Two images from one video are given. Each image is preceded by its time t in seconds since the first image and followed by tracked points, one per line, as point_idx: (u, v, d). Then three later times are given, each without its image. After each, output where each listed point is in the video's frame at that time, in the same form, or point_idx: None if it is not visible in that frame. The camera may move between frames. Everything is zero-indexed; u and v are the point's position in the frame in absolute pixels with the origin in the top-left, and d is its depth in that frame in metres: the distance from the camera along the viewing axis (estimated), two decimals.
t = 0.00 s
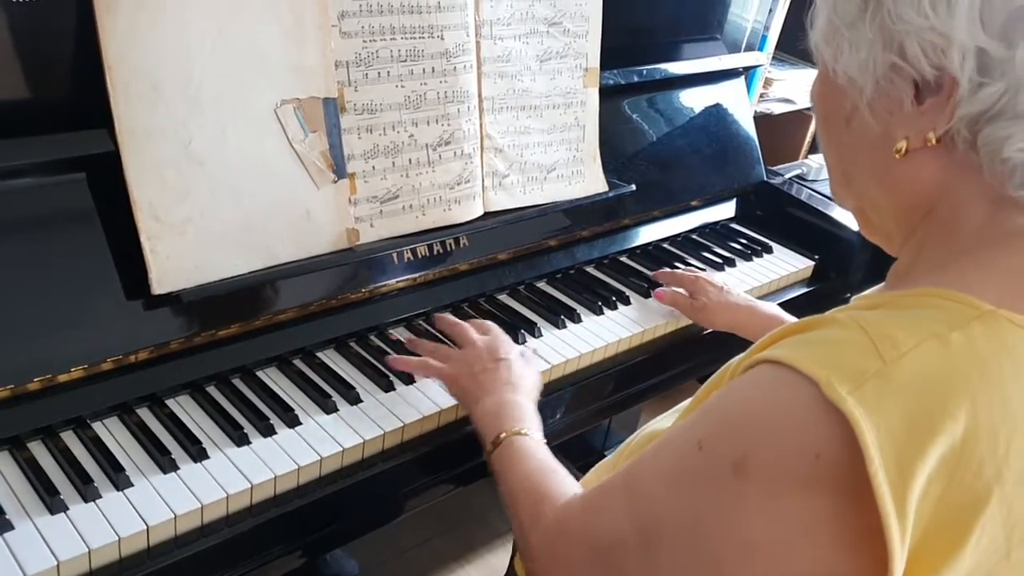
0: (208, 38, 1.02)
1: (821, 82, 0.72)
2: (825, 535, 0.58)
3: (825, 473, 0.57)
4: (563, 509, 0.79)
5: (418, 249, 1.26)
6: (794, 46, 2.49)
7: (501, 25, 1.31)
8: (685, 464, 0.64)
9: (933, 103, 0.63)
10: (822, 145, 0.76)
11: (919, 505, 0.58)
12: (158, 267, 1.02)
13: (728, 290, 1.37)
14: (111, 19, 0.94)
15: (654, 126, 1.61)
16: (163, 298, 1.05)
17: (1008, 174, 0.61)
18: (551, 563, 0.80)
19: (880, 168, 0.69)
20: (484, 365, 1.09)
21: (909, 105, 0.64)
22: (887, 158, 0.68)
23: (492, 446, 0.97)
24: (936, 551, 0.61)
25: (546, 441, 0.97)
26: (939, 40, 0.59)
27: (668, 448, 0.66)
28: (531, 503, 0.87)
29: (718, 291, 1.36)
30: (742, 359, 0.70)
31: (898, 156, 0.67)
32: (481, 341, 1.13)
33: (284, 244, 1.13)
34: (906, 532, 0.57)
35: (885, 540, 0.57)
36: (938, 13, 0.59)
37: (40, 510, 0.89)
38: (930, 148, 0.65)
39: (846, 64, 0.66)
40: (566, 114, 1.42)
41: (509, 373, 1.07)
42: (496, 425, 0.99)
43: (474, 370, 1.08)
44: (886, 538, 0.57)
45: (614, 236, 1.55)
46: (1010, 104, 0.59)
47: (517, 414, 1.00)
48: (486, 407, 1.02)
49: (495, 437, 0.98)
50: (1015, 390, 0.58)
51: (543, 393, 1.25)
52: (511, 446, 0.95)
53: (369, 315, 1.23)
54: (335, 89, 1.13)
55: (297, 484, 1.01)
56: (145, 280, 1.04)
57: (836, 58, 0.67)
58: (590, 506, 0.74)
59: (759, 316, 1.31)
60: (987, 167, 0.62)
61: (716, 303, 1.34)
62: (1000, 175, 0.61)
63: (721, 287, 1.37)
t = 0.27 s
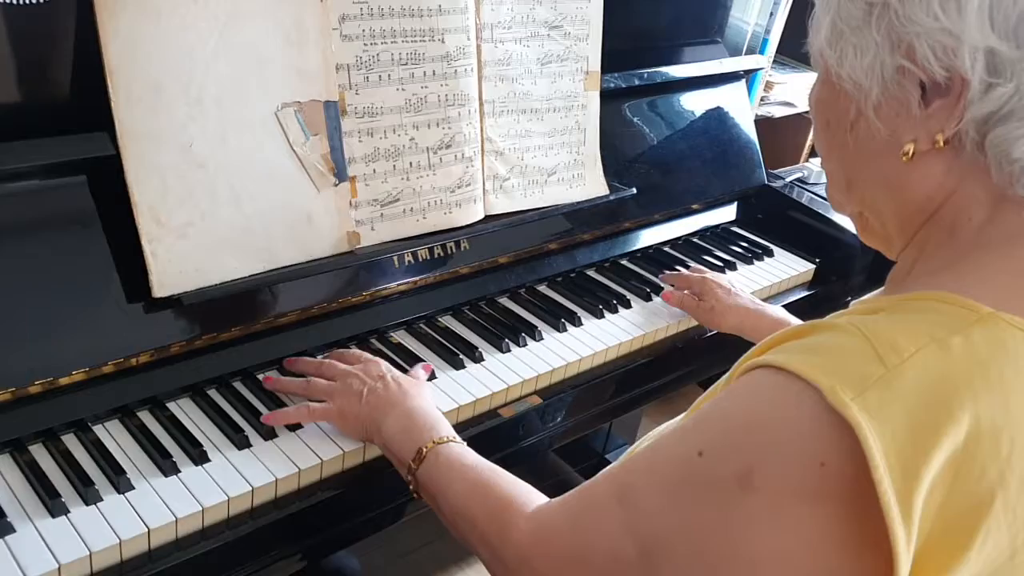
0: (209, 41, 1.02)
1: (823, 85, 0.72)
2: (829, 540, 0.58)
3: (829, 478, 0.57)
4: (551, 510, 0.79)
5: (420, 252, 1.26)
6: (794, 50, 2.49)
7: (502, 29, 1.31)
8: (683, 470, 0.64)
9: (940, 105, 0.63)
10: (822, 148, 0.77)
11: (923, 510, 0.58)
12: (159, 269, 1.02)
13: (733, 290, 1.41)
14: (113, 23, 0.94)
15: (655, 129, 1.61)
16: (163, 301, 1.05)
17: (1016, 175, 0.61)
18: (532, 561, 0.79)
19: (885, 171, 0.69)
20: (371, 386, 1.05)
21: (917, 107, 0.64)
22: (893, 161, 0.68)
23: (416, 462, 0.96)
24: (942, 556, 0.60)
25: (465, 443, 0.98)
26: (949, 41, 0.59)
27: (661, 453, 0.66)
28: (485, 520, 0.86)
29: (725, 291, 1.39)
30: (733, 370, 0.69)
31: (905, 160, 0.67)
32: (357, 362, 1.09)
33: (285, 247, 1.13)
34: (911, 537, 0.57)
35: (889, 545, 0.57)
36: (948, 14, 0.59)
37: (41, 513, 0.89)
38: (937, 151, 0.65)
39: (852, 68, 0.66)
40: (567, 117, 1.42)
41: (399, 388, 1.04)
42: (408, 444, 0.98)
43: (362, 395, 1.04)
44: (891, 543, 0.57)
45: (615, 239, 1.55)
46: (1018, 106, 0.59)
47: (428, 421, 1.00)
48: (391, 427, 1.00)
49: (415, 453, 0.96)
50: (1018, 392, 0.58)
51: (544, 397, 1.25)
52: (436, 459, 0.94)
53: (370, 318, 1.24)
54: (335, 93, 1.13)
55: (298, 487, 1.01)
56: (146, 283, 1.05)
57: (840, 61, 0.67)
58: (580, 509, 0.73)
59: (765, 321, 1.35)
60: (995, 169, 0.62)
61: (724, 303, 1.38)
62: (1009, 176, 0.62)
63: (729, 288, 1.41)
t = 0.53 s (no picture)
0: (210, 43, 1.02)
1: (819, 87, 0.72)
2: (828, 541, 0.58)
3: (829, 480, 0.57)
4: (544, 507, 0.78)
5: (420, 254, 1.26)
6: (794, 52, 2.49)
7: (502, 31, 1.31)
8: (679, 461, 0.64)
9: (937, 107, 0.63)
10: (819, 149, 0.76)
11: (922, 511, 0.58)
12: (160, 272, 1.02)
13: (726, 286, 1.41)
14: (113, 25, 0.94)
15: (655, 131, 1.61)
16: (162, 303, 1.05)
17: (1014, 176, 0.61)
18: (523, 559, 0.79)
19: (884, 173, 0.69)
20: (369, 383, 1.05)
21: (914, 110, 0.64)
22: (892, 163, 0.68)
23: (410, 458, 0.96)
24: (940, 557, 0.60)
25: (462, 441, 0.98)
26: (944, 42, 0.59)
27: (657, 449, 0.66)
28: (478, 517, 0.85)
29: (719, 289, 1.40)
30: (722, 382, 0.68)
31: (903, 162, 0.67)
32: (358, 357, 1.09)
33: (285, 249, 1.13)
34: (909, 538, 0.57)
35: (888, 546, 0.57)
36: (943, 16, 0.59)
37: (40, 515, 0.89)
38: (934, 152, 0.65)
39: (848, 71, 0.66)
40: (567, 119, 1.42)
41: (398, 385, 1.04)
42: (404, 440, 0.97)
43: (360, 391, 1.04)
44: (889, 544, 0.57)
45: (614, 242, 1.55)
46: (1014, 107, 0.60)
47: (426, 418, 1.00)
48: (389, 420, 1.00)
49: (410, 449, 0.96)
50: (1017, 394, 0.58)
51: (544, 399, 1.25)
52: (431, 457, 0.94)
53: (370, 320, 1.23)
54: (335, 95, 1.13)
55: (298, 490, 1.01)
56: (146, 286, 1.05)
57: (836, 63, 0.67)
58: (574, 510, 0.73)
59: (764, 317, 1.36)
60: (992, 171, 0.63)
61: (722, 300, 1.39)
62: (1005, 177, 0.62)
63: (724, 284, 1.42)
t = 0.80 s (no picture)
0: (210, 45, 1.02)
1: (818, 85, 0.72)
2: (830, 546, 0.58)
3: (830, 484, 0.57)
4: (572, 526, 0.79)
5: (420, 257, 1.26)
6: (795, 55, 2.49)
7: (502, 33, 1.31)
8: (689, 478, 0.64)
9: (929, 107, 0.63)
10: (819, 148, 0.76)
11: (923, 516, 0.58)
12: (160, 274, 1.02)
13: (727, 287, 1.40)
14: (112, 27, 0.94)
15: (655, 133, 1.61)
16: (162, 306, 1.04)
17: (1004, 178, 0.60)
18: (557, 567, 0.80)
19: (878, 174, 0.69)
20: (478, 404, 1.09)
21: (906, 108, 0.64)
22: (885, 162, 0.68)
23: (490, 479, 1.01)
24: (942, 562, 0.60)
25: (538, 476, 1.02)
26: (937, 41, 0.59)
27: (670, 465, 0.66)
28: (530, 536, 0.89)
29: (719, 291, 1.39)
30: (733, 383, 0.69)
31: (895, 161, 0.67)
32: (472, 378, 1.12)
33: (285, 251, 1.13)
34: (911, 542, 0.57)
35: (890, 550, 0.57)
36: (937, 16, 0.59)
37: (40, 518, 0.88)
38: (925, 153, 0.65)
39: (845, 68, 0.66)
40: (567, 122, 1.42)
41: (501, 412, 1.09)
42: (490, 461, 1.02)
43: (469, 408, 1.08)
44: (891, 548, 0.57)
45: (614, 244, 1.55)
46: (1003, 110, 0.59)
47: (513, 448, 1.04)
48: (482, 442, 1.04)
49: (492, 470, 1.01)
50: (1016, 397, 0.58)
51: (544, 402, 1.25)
52: (509, 479, 0.99)
53: (370, 323, 1.23)
54: (335, 97, 1.13)
55: (298, 492, 1.01)
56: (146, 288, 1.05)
57: (834, 60, 0.67)
58: (597, 522, 0.74)
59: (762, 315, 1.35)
60: (983, 172, 0.62)
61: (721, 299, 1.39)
62: (995, 178, 0.61)
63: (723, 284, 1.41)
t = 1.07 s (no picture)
0: (211, 48, 1.02)
1: (829, 82, 0.72)
2: (834, 547, 0.58)
3: (835, 484, 0.57)
4: (575, 526, 0.80)
5: (420, 259, 1.26)
6: (795, 57, 2.49)
7: (502, 35, 1.31)
8: (693, 481, 0.64)
9: (933, 108, 0.63)
10: (828, 142, 0.76)
11: (928, 516, 0.58)
12: (159, 277, 1.02)
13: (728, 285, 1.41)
14: (112, 30, 0.94)
15: (655, 135, 1.61)
16: (162, 308, 1.05)
17: (1005, 183, 0.61)
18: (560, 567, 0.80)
19: (881, 173, 0.69)
20: (480, 396, 1.10)
21: (910, 109, 0.64)
22: (889, 162, 0.68)
23: (494, 469, 1.01)
24: (945, 563, 0.60)
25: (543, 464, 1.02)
26: (940, 44, 0.60)
27: (673, 467, 0.66)
28: (533, 522, 0.89)
29: (720, 288, 1.40)
30: (746, 373, 0.70)
31: (897, 161, 0.67)
32: (471, 371, 1.13)
33: (284, 253, 1.13)
34: (915, 542, 0.57)
35: (894, 551, 0.57)
36: (941, 18, 0.59)
37: (40, 521, 0.88)
38: (928, 153, 0.65)
39: (852, 65, 0.66)
40: (567, 124, 1.42)
41: (504, 402, 1.09)
42: (493, 451, 1.03)
43: (471, 401, 1.09)
44: (894, 548, 0.56)
45: (615, 246, 1.55)
46: (1005, 113, 0.59)
47: (517, 437, 1.04)
48: (486, 431, 1.05)
49: (495, 459, 1.01)
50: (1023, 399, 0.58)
51: (544, 404, 1.25)
52: (512, 467, 0.99)
53: (370, 325, 1.23)
54: (335, 99, 1.13)
55: (298, 495, 1.01)
56: (146, 290, 1.05)
57: (842, 56, 0.67)
58: (600, 523, 0.74)
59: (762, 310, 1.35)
60: (984, 175, 0.62)
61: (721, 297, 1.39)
62: (995, 182, 0.61)
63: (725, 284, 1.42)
